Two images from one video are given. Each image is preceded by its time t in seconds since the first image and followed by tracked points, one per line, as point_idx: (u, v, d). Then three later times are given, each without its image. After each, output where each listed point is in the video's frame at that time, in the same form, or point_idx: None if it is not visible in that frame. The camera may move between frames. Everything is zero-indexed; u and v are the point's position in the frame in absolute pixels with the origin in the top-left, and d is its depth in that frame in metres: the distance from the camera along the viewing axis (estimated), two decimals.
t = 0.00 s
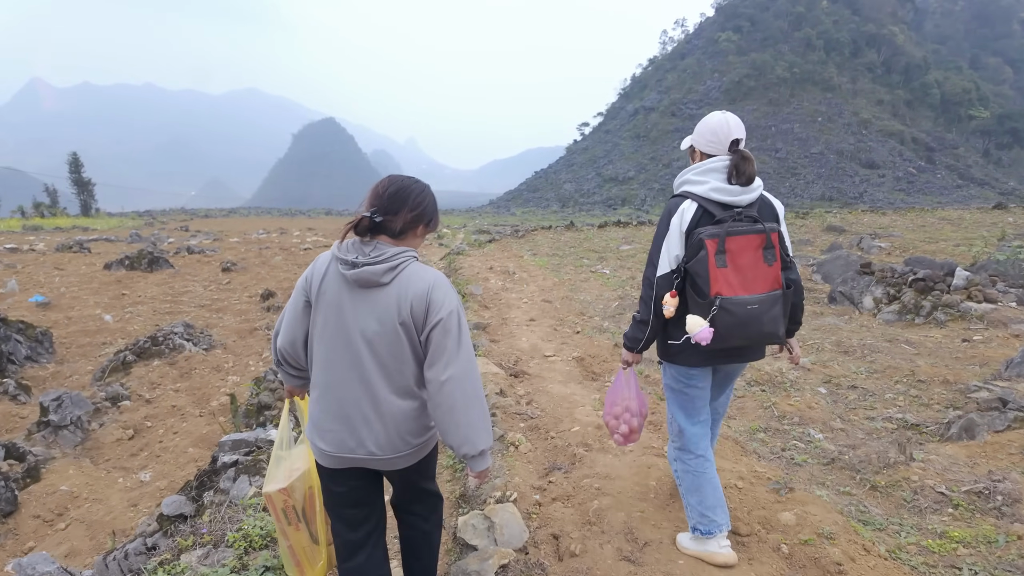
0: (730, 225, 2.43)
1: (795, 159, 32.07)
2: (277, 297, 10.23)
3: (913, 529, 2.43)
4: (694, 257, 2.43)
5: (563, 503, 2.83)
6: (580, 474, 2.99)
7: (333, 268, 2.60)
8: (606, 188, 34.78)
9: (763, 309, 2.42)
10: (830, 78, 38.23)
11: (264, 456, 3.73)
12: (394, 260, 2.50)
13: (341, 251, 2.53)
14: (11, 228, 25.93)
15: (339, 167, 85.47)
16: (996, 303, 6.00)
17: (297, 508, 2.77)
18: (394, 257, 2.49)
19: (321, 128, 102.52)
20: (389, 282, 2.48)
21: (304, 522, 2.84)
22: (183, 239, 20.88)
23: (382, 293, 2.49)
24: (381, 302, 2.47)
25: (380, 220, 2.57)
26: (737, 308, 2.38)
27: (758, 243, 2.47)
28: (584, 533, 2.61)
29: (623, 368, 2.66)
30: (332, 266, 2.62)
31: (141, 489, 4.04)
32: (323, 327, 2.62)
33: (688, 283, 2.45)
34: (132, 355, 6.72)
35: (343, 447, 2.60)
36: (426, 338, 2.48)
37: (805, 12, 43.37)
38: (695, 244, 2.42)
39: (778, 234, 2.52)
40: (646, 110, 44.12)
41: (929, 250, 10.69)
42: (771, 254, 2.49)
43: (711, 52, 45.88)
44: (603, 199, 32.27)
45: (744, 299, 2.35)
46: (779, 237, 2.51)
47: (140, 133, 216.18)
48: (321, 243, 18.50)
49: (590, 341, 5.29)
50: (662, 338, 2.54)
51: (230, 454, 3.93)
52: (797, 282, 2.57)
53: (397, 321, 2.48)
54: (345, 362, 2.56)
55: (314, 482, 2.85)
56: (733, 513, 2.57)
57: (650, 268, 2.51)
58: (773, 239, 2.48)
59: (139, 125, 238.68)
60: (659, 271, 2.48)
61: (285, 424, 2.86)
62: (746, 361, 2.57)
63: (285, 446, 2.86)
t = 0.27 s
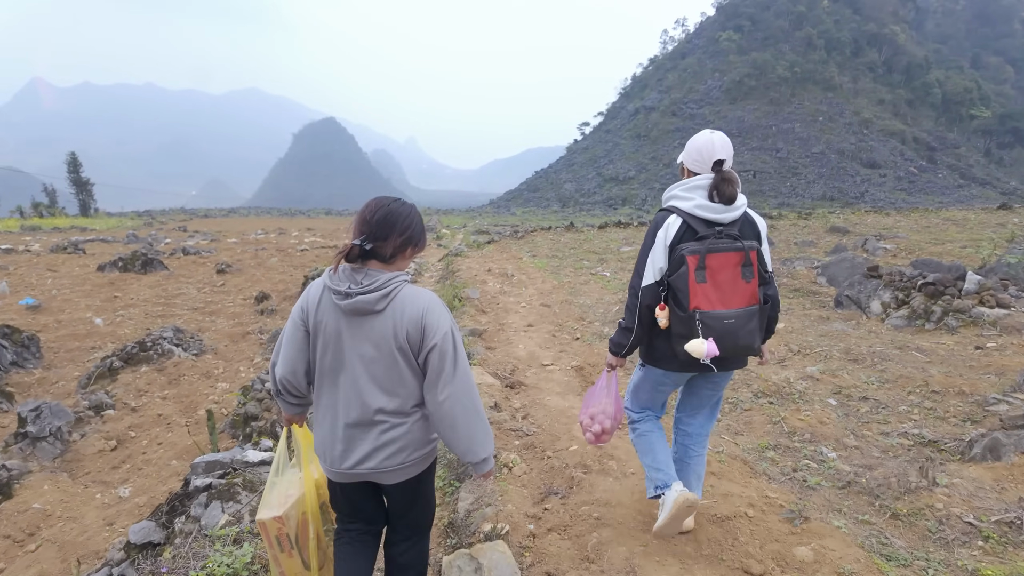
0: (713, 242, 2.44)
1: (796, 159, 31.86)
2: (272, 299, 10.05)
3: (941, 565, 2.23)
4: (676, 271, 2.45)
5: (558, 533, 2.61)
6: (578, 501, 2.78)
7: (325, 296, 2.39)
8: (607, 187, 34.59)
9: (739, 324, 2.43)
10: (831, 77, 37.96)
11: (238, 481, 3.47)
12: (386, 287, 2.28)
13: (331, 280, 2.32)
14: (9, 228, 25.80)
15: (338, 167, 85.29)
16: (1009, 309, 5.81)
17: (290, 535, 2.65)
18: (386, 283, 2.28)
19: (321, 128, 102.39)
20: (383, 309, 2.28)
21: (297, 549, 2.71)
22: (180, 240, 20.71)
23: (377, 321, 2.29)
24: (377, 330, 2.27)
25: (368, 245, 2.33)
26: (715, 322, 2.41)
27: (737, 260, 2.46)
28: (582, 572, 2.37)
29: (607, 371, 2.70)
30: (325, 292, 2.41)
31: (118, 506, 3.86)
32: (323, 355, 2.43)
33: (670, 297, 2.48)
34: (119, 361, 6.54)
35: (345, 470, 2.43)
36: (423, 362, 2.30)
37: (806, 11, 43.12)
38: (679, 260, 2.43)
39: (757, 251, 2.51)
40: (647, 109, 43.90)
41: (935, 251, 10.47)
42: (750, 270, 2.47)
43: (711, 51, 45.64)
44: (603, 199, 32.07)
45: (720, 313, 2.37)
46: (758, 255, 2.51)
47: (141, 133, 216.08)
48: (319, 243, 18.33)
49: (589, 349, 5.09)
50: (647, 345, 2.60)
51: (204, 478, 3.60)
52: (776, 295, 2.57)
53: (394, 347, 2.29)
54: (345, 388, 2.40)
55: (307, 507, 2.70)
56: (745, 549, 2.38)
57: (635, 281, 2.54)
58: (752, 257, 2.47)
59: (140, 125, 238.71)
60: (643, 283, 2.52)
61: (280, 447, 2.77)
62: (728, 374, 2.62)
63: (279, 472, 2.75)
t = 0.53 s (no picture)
0: (686, 231, 2.32)
1: (797, 158, 31.62)
2: (265, 301, 9.84)
3: None
4: (648, 260, 2.35)
5: (552, 567, 2.36)
6: (574, 532, 2.52)
7: (300, 295, 2.35)
8: (607, 186, 34.38)
9: (711, 313, 2.29)
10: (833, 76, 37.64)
11: (205, 505, 3.30)
12: (363, 279, 2.26)
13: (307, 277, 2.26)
14: (7, 228, 25.63)
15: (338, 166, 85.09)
16: None
17: (266, 535, 2.54)
18: (363, 275, 2.25)
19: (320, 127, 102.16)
20: (362, 301, 2.25)
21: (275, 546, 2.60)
22: (177, 240, 20.51)
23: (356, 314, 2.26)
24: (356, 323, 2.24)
25: (344, 242, 2.29)
26: (686, 311, 2.28)
27: (710, 248, 2.33)
28: None
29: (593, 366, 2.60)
30: (299, 291, 2.35)
31: (89, 523, 3.65)
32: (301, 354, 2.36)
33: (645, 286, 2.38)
34: (103, 366, 6.33)
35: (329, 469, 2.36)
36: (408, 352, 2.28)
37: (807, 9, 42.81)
38: (650, 249, 2.33)
39: (732, 241, 2.37)
40: (648, 109, 43.60)
41: (942, 252, 10.23)
42: (724, 259, 2.33)
43: (712, 50, 45.36)
44: (604, 198, 31.85)
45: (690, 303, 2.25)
46: (733, 245, 2.37)
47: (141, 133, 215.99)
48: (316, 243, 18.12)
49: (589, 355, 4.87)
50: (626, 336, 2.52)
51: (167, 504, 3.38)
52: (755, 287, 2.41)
53: (377, 337, 2.27)
54: (327, 385, 2.33)
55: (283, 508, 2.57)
56: None
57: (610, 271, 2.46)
58: (726, 245, 2.33)
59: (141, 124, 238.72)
60: (618, 273, 2.43)
61: (260, 440, 2.63)
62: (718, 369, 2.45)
63: (255, 470, 2.61)
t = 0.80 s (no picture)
0: (652, 249, 2.28)
1: (802, 156, 31.31)
2: (261, 302, 9.65)
3: None
4: (617, 277, 2.32)
5: None
6: (574, 572, 2.22)
7: (273, 334, 2.17)
8: (610, 184, 34.18)
9: (678, 326, 2.26)
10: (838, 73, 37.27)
11: (169, 541, 2.97)
12: (339, 321, 2.08)
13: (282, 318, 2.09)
14: (10, 226, 25.59)
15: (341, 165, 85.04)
16: None
17: (254, 562, 2.32)
18: (340, 318, 2.08)
19: (324, 126, 102.21)
20: (338, 344, 2.08)
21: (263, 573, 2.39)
22: (177, 238, 20.37)
23: (331, 357, 2.09)
24: (330, 365, 2.07)
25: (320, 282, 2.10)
26: (654, 326, 2.24)
27: (675, 264, 2.28)
28: None
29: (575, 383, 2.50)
30: (273, 330, 2.18)
31: (61, 545, 3.46)
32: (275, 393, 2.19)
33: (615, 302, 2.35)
34: (90, 372, 6.14)
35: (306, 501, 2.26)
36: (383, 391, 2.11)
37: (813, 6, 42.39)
38: (618, 266, 2.30)
39: (697, 256, 2.33)
40: (652, 106, 43.27)
41: (955, 254, 9.96)
42: (688, 273, 2.29)
43: (717, 48, 45.01)
44: (607, 196, 31.66)
45: (658, 317, 2.22)
46: (699, 260, 2.33)
47: (144, 131, 216.33)
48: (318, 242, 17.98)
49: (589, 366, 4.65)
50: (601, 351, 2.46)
51: (125, 542, 3.02)
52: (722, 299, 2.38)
53: (351, 376, 2.10)
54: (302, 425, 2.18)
55: (270, 532, 2.40)
56: None
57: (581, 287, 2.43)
58: (691, 261, 2.29)
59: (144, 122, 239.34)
60: (590, 290, 2.40)
61: (247, 468, 2.42)
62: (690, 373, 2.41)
63: (239, 495, 2.40)
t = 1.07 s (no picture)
0: (636, 242, 2.27)
1: (811, 153, 30.94)
2: (262, 302, 9.55)
3: None
4: (601, 271, 2.28)
5: None
6: None
7: (276, 327, 2.30)
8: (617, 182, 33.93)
9: (662, 317, 2.27)
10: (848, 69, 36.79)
11: (141, 571, 2.71)
12: (340, 313, 2.24)
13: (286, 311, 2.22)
14: (17, 223, 25.64)
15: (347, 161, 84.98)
16: None
17: (251, 528, 2.50)
18: (341, 311, 2.23)
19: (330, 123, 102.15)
20: (339, 334, 2.23)
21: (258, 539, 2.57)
22: (182, 236, 20.31)
23: (332, 346, 2.24)
24: (332, 354, 2.23)
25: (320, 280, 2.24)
26: (641, 319, 2.24)
27: (657, 257, 2.29)
28: None
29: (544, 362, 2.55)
30: (276, 324, 2.32)
31: (46, 560, 3.37)
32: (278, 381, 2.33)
33: (598, 295, 2.31)
34: (86, 375, 6.05)
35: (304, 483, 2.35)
36: (378, 377, 2.26)
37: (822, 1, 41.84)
38: (603, 260, 2.26)
39: (676, 248, 2.36)
40: (659, 103, 42.90)
41: (969, 254, 9.72)
42: (669, 266, 2.31)
43: (725, 44, 44.54)
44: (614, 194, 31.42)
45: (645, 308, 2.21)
46: (677, 253, 2.36)
47: (153, 127, 217.25)
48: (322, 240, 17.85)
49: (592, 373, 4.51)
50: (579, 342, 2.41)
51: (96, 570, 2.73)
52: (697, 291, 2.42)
53: (350, 363, 2.26)
54: (303, 409, 2.32)
55: (266, 502, 2.57)
56: None
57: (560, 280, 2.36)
58: (671, 254, 2.32)
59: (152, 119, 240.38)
60: (570, 283, 2.32)
61: (243, 446, 2.55)
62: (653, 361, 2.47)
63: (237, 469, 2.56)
